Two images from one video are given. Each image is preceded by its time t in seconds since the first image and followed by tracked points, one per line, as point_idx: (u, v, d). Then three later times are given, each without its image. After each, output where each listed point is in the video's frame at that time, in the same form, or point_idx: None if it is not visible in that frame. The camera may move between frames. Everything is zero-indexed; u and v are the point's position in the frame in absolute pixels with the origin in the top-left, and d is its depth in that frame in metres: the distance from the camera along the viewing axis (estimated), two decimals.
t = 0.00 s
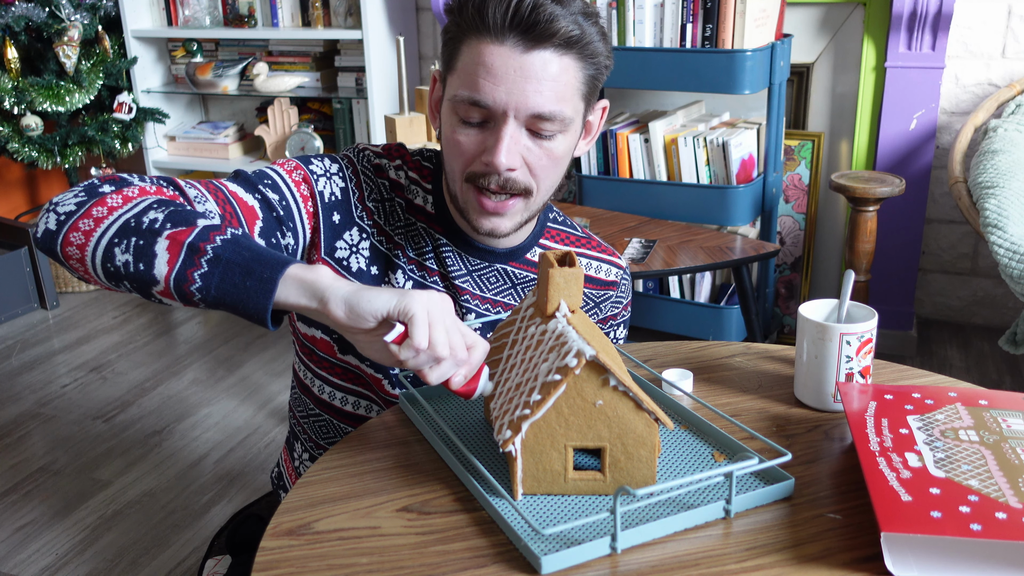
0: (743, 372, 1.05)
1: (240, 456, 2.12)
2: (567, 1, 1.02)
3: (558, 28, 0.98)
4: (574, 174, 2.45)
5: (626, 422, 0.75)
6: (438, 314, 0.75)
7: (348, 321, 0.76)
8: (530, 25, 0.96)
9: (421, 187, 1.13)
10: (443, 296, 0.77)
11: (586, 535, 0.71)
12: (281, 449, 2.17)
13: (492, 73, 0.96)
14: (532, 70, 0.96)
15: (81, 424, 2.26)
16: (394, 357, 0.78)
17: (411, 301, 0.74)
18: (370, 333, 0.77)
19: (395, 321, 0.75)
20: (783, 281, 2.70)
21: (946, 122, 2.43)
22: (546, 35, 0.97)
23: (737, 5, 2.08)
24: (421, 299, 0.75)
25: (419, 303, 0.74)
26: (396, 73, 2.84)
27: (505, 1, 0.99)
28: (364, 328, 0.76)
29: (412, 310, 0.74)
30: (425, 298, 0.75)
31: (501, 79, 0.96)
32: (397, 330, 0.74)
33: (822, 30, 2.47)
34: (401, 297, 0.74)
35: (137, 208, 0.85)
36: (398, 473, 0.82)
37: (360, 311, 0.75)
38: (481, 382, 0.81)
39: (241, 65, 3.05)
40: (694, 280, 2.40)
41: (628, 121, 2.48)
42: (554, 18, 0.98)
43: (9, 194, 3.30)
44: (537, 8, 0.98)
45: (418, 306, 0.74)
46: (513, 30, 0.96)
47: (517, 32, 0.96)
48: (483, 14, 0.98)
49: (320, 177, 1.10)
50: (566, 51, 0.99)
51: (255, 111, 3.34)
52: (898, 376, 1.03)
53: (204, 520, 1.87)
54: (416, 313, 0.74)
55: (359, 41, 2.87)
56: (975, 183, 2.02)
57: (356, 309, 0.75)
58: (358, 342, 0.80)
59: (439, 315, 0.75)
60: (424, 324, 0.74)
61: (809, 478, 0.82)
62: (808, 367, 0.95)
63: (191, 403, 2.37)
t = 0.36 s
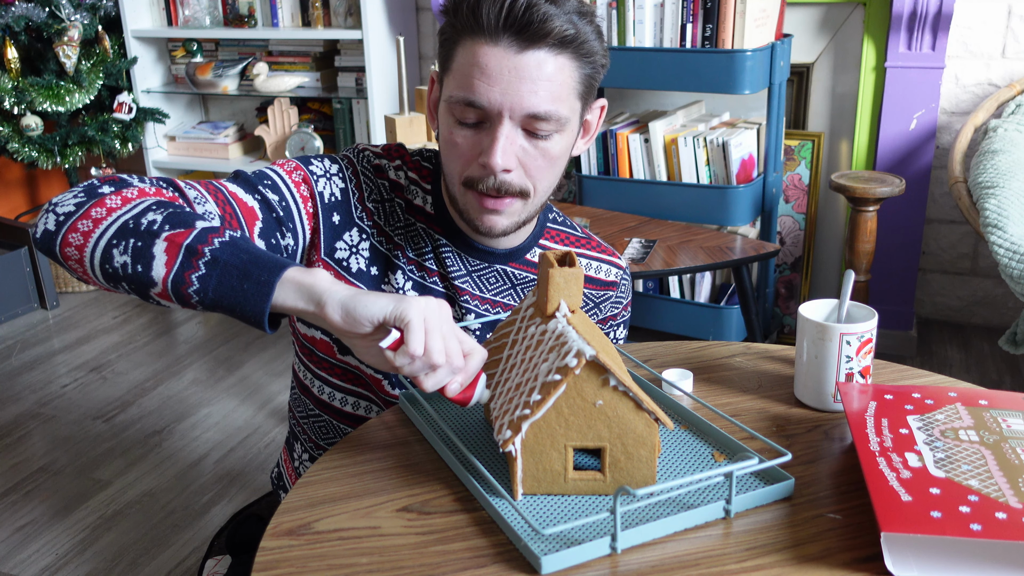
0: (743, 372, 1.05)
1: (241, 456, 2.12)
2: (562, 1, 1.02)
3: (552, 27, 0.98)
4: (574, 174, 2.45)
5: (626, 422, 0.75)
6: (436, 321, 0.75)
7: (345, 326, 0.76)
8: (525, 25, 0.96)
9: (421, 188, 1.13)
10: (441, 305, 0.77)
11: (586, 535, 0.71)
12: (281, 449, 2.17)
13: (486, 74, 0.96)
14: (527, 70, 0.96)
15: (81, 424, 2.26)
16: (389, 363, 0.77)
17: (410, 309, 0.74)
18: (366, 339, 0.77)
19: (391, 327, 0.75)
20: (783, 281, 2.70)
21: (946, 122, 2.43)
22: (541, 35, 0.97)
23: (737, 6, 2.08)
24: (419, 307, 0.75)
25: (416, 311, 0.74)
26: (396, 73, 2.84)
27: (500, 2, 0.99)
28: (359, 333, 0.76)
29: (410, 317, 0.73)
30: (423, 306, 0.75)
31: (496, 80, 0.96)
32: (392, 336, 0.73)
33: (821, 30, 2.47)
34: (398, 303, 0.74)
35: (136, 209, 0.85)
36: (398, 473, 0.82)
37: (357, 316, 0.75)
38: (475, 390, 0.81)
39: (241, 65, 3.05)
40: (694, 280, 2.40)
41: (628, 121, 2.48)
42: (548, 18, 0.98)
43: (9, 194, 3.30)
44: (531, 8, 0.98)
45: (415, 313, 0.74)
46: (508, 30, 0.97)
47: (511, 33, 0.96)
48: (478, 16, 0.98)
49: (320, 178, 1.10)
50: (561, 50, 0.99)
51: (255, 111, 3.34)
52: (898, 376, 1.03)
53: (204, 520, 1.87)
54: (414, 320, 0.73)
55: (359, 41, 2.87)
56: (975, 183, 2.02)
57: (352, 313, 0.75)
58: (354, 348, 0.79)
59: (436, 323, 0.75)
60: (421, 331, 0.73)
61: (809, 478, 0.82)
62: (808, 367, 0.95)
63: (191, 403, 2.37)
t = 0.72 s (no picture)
0: (743, 372, 1.05)
1: (241, 456, 2.12)
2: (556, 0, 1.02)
3: (547, 26, 0.98)
4: (574, 174, 2.44)
5: (626, 422, 0.75)
6: (436, 330, 0.75)
7: (345, 333, 0.76)
8: (519, 24, 0.96)
9: (420, 188, 1.13)
10: (441, 312, 0.77)
11: (585, 535, 0.71)
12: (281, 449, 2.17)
13: (481, 74, 0.96)
14: (521, 69, 0.96)
15: (81, 424, 2.26)
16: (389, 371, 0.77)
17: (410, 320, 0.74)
18: (366, 346, 0.77)
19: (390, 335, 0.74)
20: (783, 281, 2.70)
21: (946, 122, 2.43)
22: (535, 34, 0.97)
23: (737, 5, 2.08)
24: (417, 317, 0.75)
25: (415, 322, 0.74)
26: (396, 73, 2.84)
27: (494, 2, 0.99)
28: (359, 341, 0.76)
29: (409, 328, 0.73)
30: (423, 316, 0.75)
31: (490, 80, 0.96)
32: (391, 346, 0.73)
33: (822, 30, 2.47)
34: (396, 312, 0.74)
35: (137, 214, 0.85)
36: (398, 473, 0.82)
37: (356, 324, 0.75)
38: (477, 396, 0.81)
39: (241, 65, 3.05)
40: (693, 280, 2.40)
41: (628, 121, 2.48)
42: (543, 17, 0.98)
43: (9, 194, 3.30)
44: (525, 7, 0.98)
45: (414, 324, 0.73)
46: (502, 30, 0.97)
47: (506, 33, 0.96)
48: (472, 16, 0.98)
49: (320, 178, 1.11)
50: (556, 49, 0.99)
51: (255, 111, 3.34)
52: (898, 376, 1.03)
53: (204, 520, 1.87)
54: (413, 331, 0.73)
55: (359, 41, 2.87)
56: (975, 183, 2.02)
57: (352, 321, 0.75)
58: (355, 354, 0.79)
59: (435, 333, 0.74)
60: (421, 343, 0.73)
61: (809, 478, 0.82)
62: (808, 367, 0.95)
63: (191, 403, 2.37)
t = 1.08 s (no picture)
0: (743, 372, 1.05)
1: (241, 456, 2.12)
2: None
3: (515, 20, 0.98)
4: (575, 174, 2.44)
5: (626, 422, 0.75)
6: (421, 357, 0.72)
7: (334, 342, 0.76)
8: (487, 22, 0.96)
9: (420, 187, 1.13)
10: (435, 338, 0.74)
11: (586, 535, 0.71)
12: (281, 449, 2.17)
13: (456, 75, 0.96)
14: (494, 66, 0.96)
15: (81, 424, 2.26)
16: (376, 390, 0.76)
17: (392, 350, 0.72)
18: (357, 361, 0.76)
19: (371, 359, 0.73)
20: (783, 281, 2.70)
21: (946, 122, 2.43)
22: (504, 29, 0.97)
23: (737, 5, 2.08)
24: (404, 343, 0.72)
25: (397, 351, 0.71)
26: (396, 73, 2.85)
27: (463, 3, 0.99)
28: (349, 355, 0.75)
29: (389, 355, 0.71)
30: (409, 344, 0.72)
31: (464, 80, 0.96)
32: (365, 373, 0.71)
33: (822, 30, 2.47)
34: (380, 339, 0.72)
35: (139, 212, 0.85)
36: (399, 473, 0.82)
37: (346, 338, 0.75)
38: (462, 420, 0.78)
39: (241, 65, 3.05)
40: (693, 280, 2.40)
41: (628, 121, 2.48)
42: (509, 12, 0.98)
43: (9, 194, 3.30)
44: (492, 5, 0.98)
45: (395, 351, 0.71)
46: (472, 29, 0.97)
47: (475, 32, 0.96)
48: (443, 18, 0.99)
49: (321, 177, 1.11)
50: (528, 43, 0.99)
51: (255, 111, 3.34)
52: (898, 376, 1.03)
53: (204, 520, 1.87)
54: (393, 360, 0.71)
55: (359, 41, 2.87)
56: (975, 183, 2.02)
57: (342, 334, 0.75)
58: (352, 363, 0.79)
59: (420, 363, 0.72)
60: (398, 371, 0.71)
61: (810, 478, 0.82)
62: (808, 367, 0.95)
63: (191, 403, 2.37)
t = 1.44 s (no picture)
0: (743, 372, 1.05)
1: (241, 456, 2.12)
2: None
3: (486, 10, 0.98)
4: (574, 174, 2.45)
5: (626, 422, 0.75)
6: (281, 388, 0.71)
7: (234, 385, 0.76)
8: (456, 15, 0.96)
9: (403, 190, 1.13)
10: (278, 360, 0.71)
11: (585, 535, 0.71)
12: (281, 449, 2.17)
13: (431, 68, 0.97)
14: (468, 57, 0.97)
15: (81, 424, 2.26)
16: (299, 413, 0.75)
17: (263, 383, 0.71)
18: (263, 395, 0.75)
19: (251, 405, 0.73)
20: (783, 281, 2.70)
21: (946, 122, 2.43)
22: (476, 18, 0.97)
23: (737, 6, 2.08)
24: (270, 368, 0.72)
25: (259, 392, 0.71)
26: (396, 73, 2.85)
27: None
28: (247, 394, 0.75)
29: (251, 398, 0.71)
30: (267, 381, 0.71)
31: (440, 73, 0.96)
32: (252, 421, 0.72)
33: (822, 30, 2.47)
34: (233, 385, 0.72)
35: (82, 292, 0.88)
36: (399, 473, 0.82)
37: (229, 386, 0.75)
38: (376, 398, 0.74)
39: (241, 65, 3.05)
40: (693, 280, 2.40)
41: (628, 121, 2.48)
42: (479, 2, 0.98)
43: (9, 194, 3.30)
44: None
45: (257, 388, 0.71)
46: (443, 22, 0.97)
47: (446, 26, 0.97)
48: (413, 15, 0.99)
49: (284, 204, 1.10)
50: (501, 30, 0.99)
51: (255, 111, 3.33)
52: (898, 376, 1.03)
53: (204, 520, 1.87)
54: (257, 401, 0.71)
55: (359, 41, 2.87)
56: (975, 183, 2.02)
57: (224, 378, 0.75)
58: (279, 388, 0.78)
59: (285, 387, 0.71)
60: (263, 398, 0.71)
61: (810, 478, 0.82)
62: (808, 367, 0.95)
63: (191, 403, 2.37)
